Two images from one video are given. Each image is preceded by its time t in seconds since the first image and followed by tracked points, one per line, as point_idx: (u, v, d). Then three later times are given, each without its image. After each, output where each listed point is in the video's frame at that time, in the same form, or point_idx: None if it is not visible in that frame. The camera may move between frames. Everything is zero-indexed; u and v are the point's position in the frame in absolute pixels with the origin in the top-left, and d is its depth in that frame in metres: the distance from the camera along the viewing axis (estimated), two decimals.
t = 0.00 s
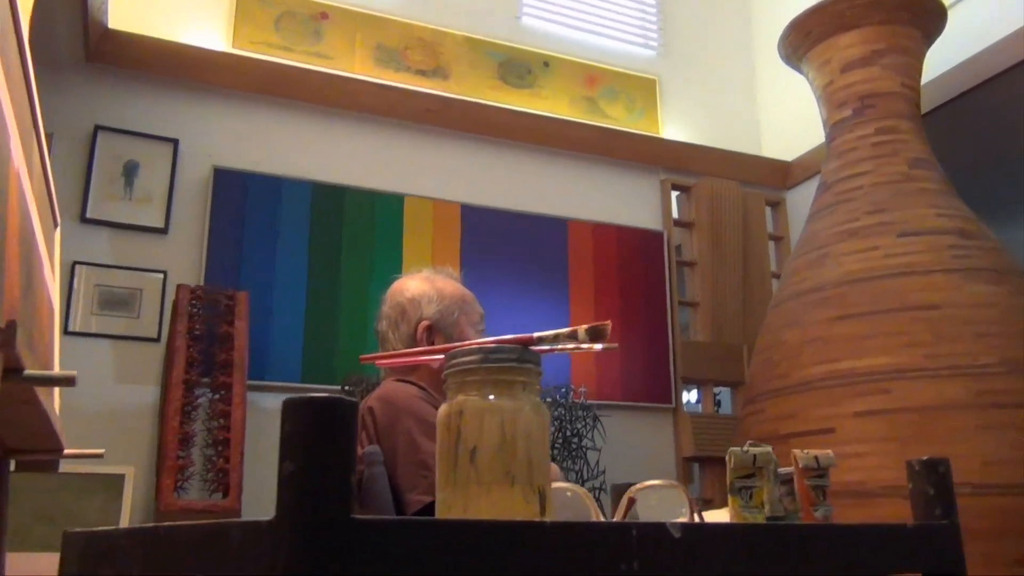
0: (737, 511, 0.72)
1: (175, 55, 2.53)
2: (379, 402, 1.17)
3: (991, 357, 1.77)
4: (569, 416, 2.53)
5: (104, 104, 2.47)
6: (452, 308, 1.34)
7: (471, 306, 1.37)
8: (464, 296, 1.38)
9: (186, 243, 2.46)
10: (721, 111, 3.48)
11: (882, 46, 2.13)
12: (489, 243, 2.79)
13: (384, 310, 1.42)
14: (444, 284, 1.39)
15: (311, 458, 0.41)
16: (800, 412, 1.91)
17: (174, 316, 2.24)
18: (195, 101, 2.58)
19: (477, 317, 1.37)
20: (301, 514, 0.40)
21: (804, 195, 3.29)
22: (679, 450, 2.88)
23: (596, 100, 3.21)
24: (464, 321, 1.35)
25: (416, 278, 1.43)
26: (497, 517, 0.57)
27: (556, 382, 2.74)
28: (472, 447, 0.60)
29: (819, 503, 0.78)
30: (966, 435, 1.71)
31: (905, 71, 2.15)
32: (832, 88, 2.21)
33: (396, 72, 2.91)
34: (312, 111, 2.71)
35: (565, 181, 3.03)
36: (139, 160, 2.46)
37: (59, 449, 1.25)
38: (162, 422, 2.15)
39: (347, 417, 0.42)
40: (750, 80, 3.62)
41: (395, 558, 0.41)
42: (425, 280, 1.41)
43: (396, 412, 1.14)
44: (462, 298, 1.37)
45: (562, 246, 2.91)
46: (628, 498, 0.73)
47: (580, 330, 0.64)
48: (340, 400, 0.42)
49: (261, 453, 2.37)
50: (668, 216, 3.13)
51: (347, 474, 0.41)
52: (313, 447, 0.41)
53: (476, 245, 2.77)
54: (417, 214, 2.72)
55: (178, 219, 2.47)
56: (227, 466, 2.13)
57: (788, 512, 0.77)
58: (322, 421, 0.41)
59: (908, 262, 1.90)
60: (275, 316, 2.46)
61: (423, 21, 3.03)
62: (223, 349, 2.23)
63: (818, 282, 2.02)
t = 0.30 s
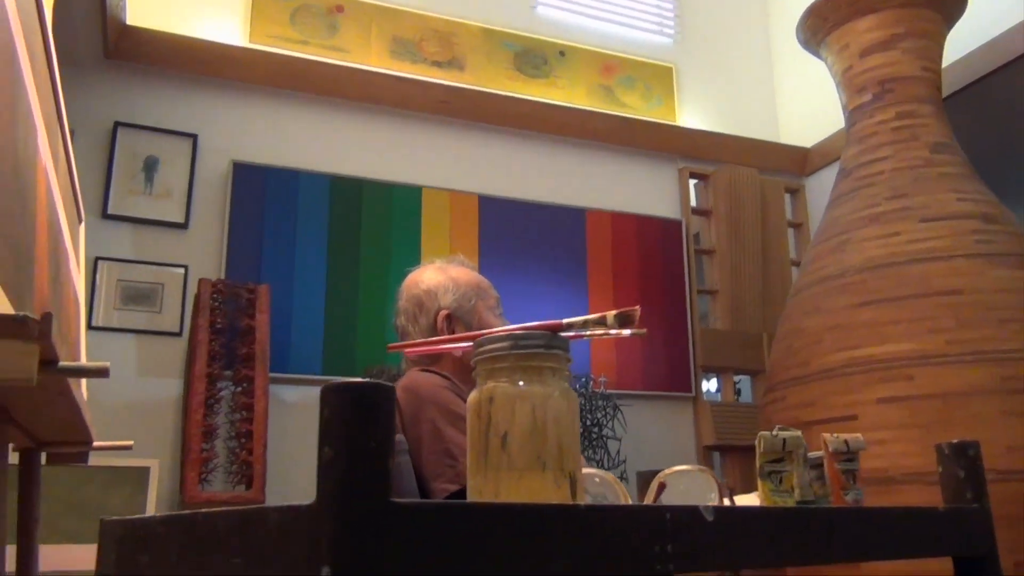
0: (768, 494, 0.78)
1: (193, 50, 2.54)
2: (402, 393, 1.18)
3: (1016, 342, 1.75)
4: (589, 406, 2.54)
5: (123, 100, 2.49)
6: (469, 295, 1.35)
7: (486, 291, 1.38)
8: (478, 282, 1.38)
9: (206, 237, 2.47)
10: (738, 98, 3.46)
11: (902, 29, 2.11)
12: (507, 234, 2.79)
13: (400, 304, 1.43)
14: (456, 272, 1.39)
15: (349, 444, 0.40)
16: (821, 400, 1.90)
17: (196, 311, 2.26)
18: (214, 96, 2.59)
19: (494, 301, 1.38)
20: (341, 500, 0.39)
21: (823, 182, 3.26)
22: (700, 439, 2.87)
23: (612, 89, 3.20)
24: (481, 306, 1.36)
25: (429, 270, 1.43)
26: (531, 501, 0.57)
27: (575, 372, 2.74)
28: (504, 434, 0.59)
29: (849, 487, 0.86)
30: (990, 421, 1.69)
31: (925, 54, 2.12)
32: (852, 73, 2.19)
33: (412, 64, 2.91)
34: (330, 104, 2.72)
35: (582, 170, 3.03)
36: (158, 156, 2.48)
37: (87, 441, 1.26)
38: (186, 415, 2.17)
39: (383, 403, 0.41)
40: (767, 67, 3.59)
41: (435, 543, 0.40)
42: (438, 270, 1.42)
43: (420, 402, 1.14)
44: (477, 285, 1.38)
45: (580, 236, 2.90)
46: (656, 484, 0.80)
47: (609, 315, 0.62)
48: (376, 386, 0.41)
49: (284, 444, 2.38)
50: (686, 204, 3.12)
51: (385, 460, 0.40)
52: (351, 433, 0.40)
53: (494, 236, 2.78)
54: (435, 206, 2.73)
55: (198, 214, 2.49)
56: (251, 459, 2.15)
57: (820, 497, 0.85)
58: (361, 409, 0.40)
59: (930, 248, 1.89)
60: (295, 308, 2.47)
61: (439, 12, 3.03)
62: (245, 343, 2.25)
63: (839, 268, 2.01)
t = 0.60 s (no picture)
0: (795, 478, 0.79)
1: (209, 46, 2.55)
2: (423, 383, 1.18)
3: None
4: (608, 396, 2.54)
5: (141, 97, 2.50)
6: (488, 286, 1.35)
7: (506, 283, 1.38)
8: (498, 274, 1.38)
9: (225, 232, 2.49)
10: (755, 85, 3.43)
11: (921, 13, 2.09)
12: (524, 225, 2.80)
13: (420, 294, 1.43)
14: (476, 263, 1.40)
15: (382, 425, 0.38)
16: (842, 387, 1.89)
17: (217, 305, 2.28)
18: (231, 92, 2.61)
19: (513, 293, 1.38)
20: (377, 479, 0.37)
21: (842, 169, 3.24)
22: (719, 429, 2.86)
23: (628, 79, 3.19)
24: (500, 298, 1.36)
25: (450, 261, 1.43)
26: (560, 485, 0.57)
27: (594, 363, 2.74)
28: (531, 418, 0.60)
29: (877, 470, 0.86)
30: (1013, 407, 1.68)
31: (945, 38, 2.10)
32: (870, 58, 2.17)
33: (428, 57, 2.91)
34: (346, 98, 2.73)
35: (599, 160, 3.02)
36: (177, 152, 2.50)
37: (115, 434, 1.28)
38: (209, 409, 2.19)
39: (413, 385, 0.39)
40: (784, 53, 3.57)
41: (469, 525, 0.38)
42: (459, 262, 1.42)
43: (441, 392, 1.15)
44: (496, 277, 1.38)
45: (597, 227, 2.89)
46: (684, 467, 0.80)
47: (635, 301, 0.62)
48: (407, 369, 0.39)
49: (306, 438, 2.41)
50: (703, 193, 3.10)
51: (418, 441, 0.38)
52: (385, 414, 0.38)
53: (511, 227, 2.78)
54: (452, 198, 2.73)
55: (217, 210, 2.50)
56: (272, 451, 2.17)
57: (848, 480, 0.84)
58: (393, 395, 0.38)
59: (951, 234, 1.87)
60: (315, 302, 2.49)
61: (453, 4, 3.03)
62: (265, 336, 2.26)
63: (859, 255, 2.00)
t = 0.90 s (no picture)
0: (825, 463, 0.82)
1: (227, 42, 2.57)
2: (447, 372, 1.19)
3: None
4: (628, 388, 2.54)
5: (161, 95, 2.52)
6: (514, 278, 1.35)
7: (532, 275, 1.38)
8: (524, 266, 1.39)
9: (246, 227, 2.51)
10: (773, 74, 3.41)
11: None
12: (542, 217, 2.79)
13: (446, 285, 1.44)
14: (502, 256, 1.40)
15: (418, 411, 0.39)
16: (864, 376, 1.88)
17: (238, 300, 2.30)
18: (249, 88, 2.62)
19: (539, 285, 1.38)
20: (414, 464, 0.38)
21: (861, 157, 3.22)
22: (740, 420, 2.85)
23: (645, 70, 3.17)
24: (526, 290, 1.36)
25: (476, 252, 1.43)
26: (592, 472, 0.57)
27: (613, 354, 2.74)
28: (561, 405, 0.60)
29: (906, 456, 0.85)
30: None
31: (966, 24, 2.08)
32: (890, 45, 2.15)
33: (444, 50, 2.91)
34: (363, 91, 2.73)
35: (616, 152, 3.01)
36: (197, 148, 2.51)
37: (142, 426, 1.29)
38: (231, 403, 2.20)
39: (449, 370, 0.40)
40: (802, 41, 3.54)
41: (508, 507, 0.39)
42: (485, 254, 1.42)
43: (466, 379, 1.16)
44: (523, 269, 1.38)
45: (616, 218, 2.89)
46: (713, 456, 0.80)
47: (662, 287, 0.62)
48: (441, 355, 0.40)
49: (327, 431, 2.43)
50: (722, 183, 3.09)
51: (456, 425, 0.39)
52: (420, 399, 0.39)
53: (529, 219, 2.78)
54: (470, 191, 2.73)
55: (237, 205, 2.52)
56: (295, 444, 2.18)
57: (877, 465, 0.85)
58: (430, 380, 0.39)
59: (974, 221, 1.86)
60: (335, 296, 2.50)
61: None
62: (286, 330, 2.28)
63: (880, 244, 1.98)
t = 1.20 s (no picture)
0: (859, 446, 0.77)
1: (245, 39, 2.58)
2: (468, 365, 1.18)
3: None
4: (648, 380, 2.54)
5: (180, 92, 2.54)
6: (537, 269, 1.35)
7: (554, 266, 1.38)
8: (546, 256, 1.38)
9: (266, 223, 2.52)
10: (792, 62, 3.38)
11: None
12: (561, 208, 2.79)
13: (469, 277, 1.44)
14: (523, 246, 1.40)
15: (461, 393, 0.38)
16: (887, 365, 1.87)
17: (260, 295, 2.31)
18: (267, 85, 2.63)
19: (561, 276, 1.37)
20: (456, 446, 0.37)
21: (882, 144, 3.19)
22: (761, 410, 2.85)
23: (662, 60, 3.16)
24: (549, 281, 1.36)
25: (498, 244, 1.44)
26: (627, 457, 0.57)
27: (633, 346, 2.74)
28: (595, 392, 0.59)
29: (942, 439, 0.83)
30: None
31: (988, 8, 2.05)
32: (911, 31, 2.13)
33: (460, 43, 2.91)
34: (380, 86, 2.74)
35: (634, 142, 3.00)
36: (217, 144, 2.53)
37: (170, 419, 1.30)
38: (255, 397, 2.22)
39: (492, 355, 0.39)
40: (821, 28, 3.51)
41: (555, 492, 0.38)
42: (508, 245, 1.42)
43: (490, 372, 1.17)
44: (545, 260, 1.37)
45: (634, 209, 2.88)
46: (747, 439, 0.78)
47: (695, 272, 0.61)
48: (483, 338, 0.39)
49: (350, 426, 2.44)
50: (741, 173, 3.07)
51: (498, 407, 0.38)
52: (463, 382, 0.38)
53: (548, 211, 2.78)
54: (488, 184, 2.73)
55: (257, 201, 2.53)
56: (318, 439, 2.19)
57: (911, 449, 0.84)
58: (470, 365, 0.38)
59: (997, 208, 1.84)
60: (355, 290, 2.50)
61: None
62: (308, 325, 2.29)
63: (902, 232, 1.97)
